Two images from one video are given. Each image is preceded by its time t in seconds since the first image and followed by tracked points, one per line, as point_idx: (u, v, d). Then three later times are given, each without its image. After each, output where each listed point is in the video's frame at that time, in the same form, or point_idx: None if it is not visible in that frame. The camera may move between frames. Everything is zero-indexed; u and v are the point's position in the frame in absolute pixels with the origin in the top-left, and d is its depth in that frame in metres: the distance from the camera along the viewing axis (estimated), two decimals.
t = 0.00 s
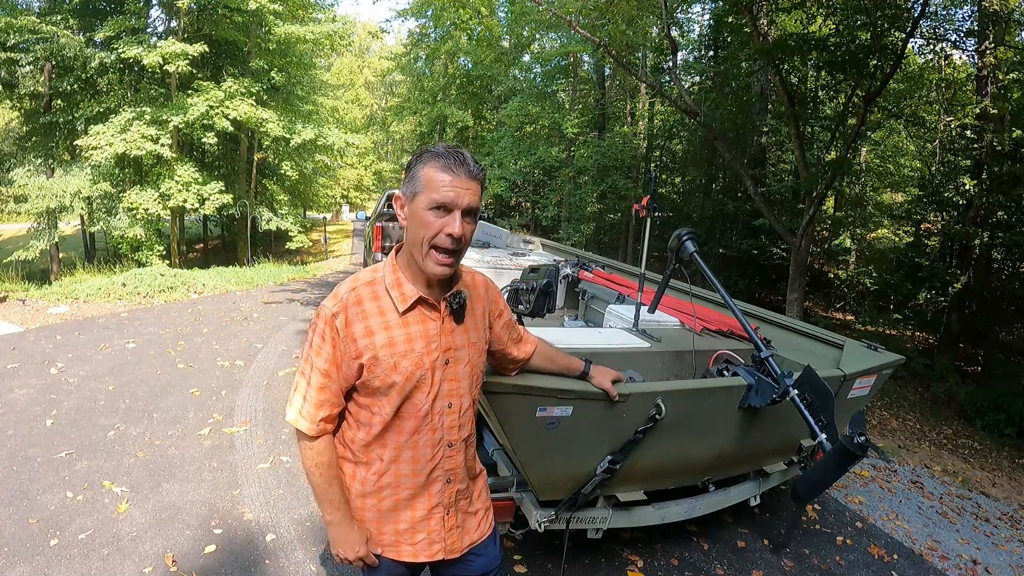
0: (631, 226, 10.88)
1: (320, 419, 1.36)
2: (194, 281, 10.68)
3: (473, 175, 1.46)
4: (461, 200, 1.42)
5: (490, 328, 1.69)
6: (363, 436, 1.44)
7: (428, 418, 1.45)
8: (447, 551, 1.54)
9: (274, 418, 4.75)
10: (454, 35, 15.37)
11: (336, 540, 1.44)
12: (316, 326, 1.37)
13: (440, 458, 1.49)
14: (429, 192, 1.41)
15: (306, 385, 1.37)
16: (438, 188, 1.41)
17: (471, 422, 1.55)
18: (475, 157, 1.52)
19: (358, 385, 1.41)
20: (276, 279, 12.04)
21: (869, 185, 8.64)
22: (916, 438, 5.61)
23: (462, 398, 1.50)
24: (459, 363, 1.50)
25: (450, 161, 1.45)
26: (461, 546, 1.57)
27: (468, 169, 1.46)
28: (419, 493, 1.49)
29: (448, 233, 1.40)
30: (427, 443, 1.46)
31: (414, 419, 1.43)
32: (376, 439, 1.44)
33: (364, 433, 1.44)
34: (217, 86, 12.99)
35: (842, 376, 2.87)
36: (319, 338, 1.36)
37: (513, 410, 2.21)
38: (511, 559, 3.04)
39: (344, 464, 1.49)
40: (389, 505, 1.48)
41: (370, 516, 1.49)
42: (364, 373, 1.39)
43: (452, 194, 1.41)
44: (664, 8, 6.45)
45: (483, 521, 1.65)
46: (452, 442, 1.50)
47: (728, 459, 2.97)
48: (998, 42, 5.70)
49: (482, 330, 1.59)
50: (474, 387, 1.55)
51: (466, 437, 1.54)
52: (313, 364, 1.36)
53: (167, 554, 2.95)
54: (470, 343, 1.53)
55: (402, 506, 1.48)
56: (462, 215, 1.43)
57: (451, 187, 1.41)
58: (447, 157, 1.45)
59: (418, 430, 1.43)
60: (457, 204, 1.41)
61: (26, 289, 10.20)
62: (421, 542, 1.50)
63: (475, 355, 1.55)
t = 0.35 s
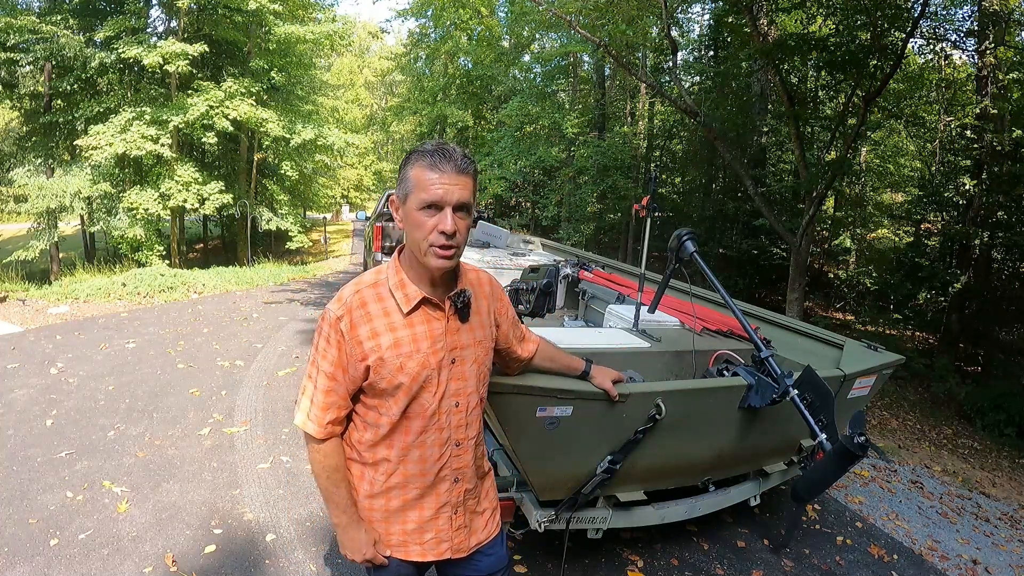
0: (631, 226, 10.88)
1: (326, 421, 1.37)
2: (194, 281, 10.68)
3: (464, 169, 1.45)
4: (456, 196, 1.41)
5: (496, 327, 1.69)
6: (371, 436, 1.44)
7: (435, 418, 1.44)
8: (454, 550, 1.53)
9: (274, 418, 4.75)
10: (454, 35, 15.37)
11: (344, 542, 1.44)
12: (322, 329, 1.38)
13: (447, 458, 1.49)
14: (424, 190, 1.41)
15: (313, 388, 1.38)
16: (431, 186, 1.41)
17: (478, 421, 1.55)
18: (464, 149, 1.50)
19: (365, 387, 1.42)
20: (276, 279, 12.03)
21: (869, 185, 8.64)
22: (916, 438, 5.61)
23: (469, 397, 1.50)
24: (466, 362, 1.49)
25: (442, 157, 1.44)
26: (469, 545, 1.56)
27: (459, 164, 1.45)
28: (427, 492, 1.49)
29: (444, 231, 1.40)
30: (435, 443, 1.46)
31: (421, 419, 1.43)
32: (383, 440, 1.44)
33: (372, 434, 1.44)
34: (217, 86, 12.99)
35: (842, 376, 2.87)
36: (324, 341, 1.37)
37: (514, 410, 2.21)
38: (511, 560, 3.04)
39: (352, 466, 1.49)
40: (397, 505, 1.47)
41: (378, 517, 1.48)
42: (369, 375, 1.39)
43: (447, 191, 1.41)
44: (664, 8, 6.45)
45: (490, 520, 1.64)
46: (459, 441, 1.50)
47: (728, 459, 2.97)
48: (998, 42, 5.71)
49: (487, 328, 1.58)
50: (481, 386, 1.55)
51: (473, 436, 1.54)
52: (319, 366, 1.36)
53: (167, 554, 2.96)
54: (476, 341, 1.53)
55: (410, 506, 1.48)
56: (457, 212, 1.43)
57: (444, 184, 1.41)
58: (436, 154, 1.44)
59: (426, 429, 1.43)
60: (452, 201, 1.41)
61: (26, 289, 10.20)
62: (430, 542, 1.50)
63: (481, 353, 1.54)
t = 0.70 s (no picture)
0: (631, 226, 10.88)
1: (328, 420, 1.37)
2: (194, 281, 10.68)
3: (463, 167, 1.45)
4: (455, 194, 1.41)
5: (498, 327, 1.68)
6: (372, 436, 1.44)
7: (437, 417, 1.44)
8: (456, 550, 1.53)
9: (274, 418, 4.75)
10: (454, 35, 15.38)
11: (345, 541, 1.44)
12: (324, 330, 1.38)
13: (449, 458, 1.49)
14: (422, 189, 1.41)
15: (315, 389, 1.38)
16: (429, 184, 1.41)
17: (480, 421, 1.55)
18: (462, 147, 1.50)
19: (367, 386, 1.41)
20: (276, 279, 12.03)
21: (869, 185, 8.65)
22: (916, 438, 5.61)
23: (471, 397, 1.50)
24: (468, 362, 1.49)
25: (440, 156, 1.44)
26: (471, 546, 1.56)
27: (457, 163, 1.45)
28: (429, 492, 1.48)
29: (443, 229, 1.40)
30: (437, 443, 1.46)
31: (422, 419, 1.43)
32: (385, 440, 1.44)
33: (374, 434, 1.44)
34: (217, 86, 12.99)
35: (842, 375, 2.88)
36: (326, 342, 1.37)
37: (514, 410, 2.21)
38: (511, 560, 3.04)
39: (354, 465, 1.48)
40: (399, 505, 1.47)
41: (380, 518, 1.48)
42: (371, 375, 1.39)
43: (445, 189, 1.41)
44: (664, 8, 6.45)
45: (493, 522, 1.64)
46: (461, 442, 1.50)
47: (728, 459, 2.97)
48: (998, 42, 5.70)
49: (490, 328, 1.58)
50: (483, 386, 1.55)
51: (475, 436, 1.54)
52: (321, 366, 1.37)
53: (166, 554, 2.95)
54: (478, 341, 1.53)
55: (411, 506, 1.48)
56: (456, 211, 1.42)
57: (443, 182, 1.41)
58: (434, 152, 1.44)
59: (427, 430, 1.43)
60: (451, 199, 1.41)
61: (26, 289, 10.19)
62: (431, 543, 1.50)
63: (484, 353, 1.54)
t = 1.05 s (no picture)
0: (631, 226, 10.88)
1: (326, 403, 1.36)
2: (194, 281, 10.68)
3: (454, 162, 1.46)
4: (447, 189, 1.42)
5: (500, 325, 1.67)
6: (372, 435, 1.43)
7: (435, 414, 1.44)
8: (459, 548, 1.52)
9: (274, 418, 4.75)
10: (454, 35, 15.39)
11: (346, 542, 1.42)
12: (321, 326, 1.40)
13: (449, 455, 1.48)
14: (415, 185, 1.42)
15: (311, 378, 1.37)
16: (422, 180, 1.41)
17: (481, 418, 1.53)
18: (456, 143, 1.50)
19: (364, 383, 1.42)
20: (276, 279, 12.03)
21: (869, 185, 8.65)
22: (916, 438, 5.61)
23: (470, 394, 1.49)
24: (466, 359, 1.48)
25: (433, 152, 1.45)
26: (475, 544, 1.55)
27: (450, 158, 1.46)
28: (430, 490, 1.48)
29: (435, 224, 1.40)
30: (436, 439, 1.45)
31: (420, 416, 1.43)
32: (384, 438, 1.43)
33: (373, 432, 1.43)
34: (217, 86, 13.00)
35: (842, 375, 2.87)
36: (323, 336, 1.39)
37: (514, 410, 2.23)
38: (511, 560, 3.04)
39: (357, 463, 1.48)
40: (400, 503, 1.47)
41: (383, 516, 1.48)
42: (367, 370, 1.40)
43: (437, 184, 1.41)
44: (664, 8, 6.44)
45: (497, 520, 1.62)
46: (461, 439, 1.48)
47: (727, 459, 2.97)
48: (998, 42, 5.69)
49: (490, 325, 1.57)
50: (484, 384, 1.53)
51: (476, 433, 1.52)
52: (316, 362, 1.37)
53: (166, 554, 2.95)
54: (477, 338, 1.51)
55: (412, 504, 1.47)
56: (448, 205, 1.43)
57: (435, 178, 1.41)
58: (426, 148, 1.45)
59: (426, 425, 1.42)
60: (443, 194, 1.41)
61: (26, 289, 10.19)
62: (434, 540, 1.49)
63: (483, 351, 1.52)
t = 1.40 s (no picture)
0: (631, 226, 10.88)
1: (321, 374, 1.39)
2: (194, 281, 10.68)
3: (462, 161, 1.46)
4: (452, 187, 1.42)
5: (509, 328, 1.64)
6: (372, 432, 1.43)
7: (434, 414, 1.42)
8: (461, 549, 1.50)
9: (274, 418, 4.75)
10: (454, 35, 15.39)
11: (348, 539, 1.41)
12: (326, 321, 1.43)
13: (449, 455, 1.45)
14: (423, 182, 1.42)
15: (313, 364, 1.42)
16: (429, 176, 1.42)
17: (485, 421, 1.49)
18: (465, 143, 1.51)
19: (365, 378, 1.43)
20: (276, 279, 12.03)
21: (869, 185, 8.66)
22: (916, 438, 5.61)
23: (471, 395, 1.46)
24: (467, 359, 1.46)
25: (441, 150, 1.45)
26: (476, 545, 1.52)
27: (460, 157, 1.46)
28: (431, 490, 1.46)
29: (440, 222, 1.40)
30: (435, 439, 1.43)
31: (419, 414, 1.41)
32: (384, 434, 1.43)
33: (374, 428, 1.43)
34: (217, 86, 13.00)
35: (842, 375, 2.87)
36: (327, 329, 1.42)
37: (514, 409, 2.24)
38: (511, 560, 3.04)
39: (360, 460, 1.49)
40: (401, 503, 1.46)
41: (384, 515, 1.48)
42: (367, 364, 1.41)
43: (443, 182, 1.41)
44: (664, 8, 6.44)
45: (501, 522, 1.58)
46: (461, 440, 1.46)
47: (727, 459, 2.97)
48: (998, 42, 5.69)
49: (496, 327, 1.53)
50: (486, 386, 1.50)
51: (478, 435, 1.49)
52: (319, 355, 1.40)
53: (166, 554, 2.95)
54: (479, 339, 1.49)
55: (413, 504, 1.46)
56: (454, 204, 1.42)
57: (441, 173, 1.42)
58: (435, 146, 1.45)
59: (424, 422, 1.41)
60: (448, 192, 1.41)
61: (26, 289, 10.19)
62: (436, 540, 1.47)
63: (486, 352, 1.49)
